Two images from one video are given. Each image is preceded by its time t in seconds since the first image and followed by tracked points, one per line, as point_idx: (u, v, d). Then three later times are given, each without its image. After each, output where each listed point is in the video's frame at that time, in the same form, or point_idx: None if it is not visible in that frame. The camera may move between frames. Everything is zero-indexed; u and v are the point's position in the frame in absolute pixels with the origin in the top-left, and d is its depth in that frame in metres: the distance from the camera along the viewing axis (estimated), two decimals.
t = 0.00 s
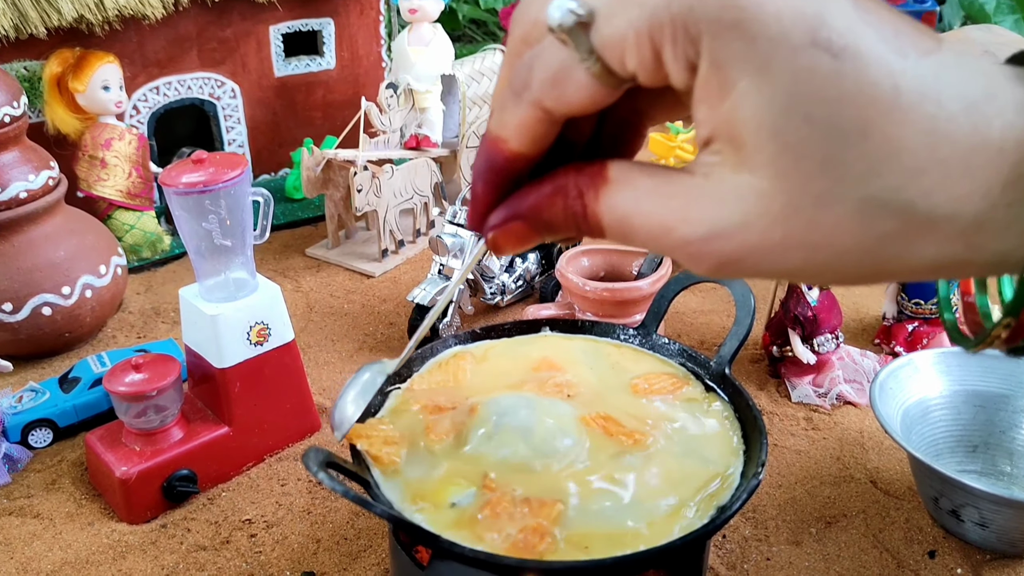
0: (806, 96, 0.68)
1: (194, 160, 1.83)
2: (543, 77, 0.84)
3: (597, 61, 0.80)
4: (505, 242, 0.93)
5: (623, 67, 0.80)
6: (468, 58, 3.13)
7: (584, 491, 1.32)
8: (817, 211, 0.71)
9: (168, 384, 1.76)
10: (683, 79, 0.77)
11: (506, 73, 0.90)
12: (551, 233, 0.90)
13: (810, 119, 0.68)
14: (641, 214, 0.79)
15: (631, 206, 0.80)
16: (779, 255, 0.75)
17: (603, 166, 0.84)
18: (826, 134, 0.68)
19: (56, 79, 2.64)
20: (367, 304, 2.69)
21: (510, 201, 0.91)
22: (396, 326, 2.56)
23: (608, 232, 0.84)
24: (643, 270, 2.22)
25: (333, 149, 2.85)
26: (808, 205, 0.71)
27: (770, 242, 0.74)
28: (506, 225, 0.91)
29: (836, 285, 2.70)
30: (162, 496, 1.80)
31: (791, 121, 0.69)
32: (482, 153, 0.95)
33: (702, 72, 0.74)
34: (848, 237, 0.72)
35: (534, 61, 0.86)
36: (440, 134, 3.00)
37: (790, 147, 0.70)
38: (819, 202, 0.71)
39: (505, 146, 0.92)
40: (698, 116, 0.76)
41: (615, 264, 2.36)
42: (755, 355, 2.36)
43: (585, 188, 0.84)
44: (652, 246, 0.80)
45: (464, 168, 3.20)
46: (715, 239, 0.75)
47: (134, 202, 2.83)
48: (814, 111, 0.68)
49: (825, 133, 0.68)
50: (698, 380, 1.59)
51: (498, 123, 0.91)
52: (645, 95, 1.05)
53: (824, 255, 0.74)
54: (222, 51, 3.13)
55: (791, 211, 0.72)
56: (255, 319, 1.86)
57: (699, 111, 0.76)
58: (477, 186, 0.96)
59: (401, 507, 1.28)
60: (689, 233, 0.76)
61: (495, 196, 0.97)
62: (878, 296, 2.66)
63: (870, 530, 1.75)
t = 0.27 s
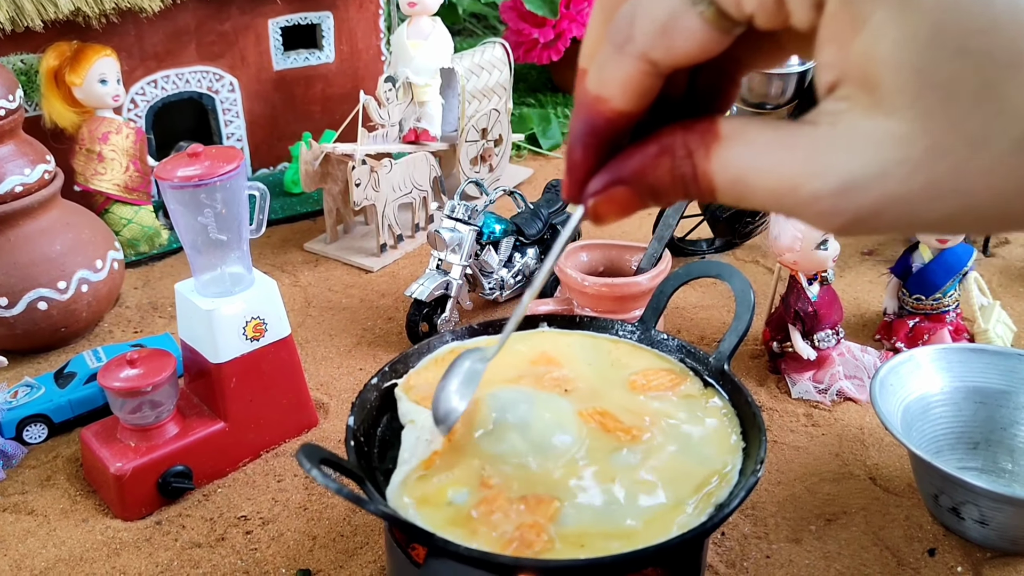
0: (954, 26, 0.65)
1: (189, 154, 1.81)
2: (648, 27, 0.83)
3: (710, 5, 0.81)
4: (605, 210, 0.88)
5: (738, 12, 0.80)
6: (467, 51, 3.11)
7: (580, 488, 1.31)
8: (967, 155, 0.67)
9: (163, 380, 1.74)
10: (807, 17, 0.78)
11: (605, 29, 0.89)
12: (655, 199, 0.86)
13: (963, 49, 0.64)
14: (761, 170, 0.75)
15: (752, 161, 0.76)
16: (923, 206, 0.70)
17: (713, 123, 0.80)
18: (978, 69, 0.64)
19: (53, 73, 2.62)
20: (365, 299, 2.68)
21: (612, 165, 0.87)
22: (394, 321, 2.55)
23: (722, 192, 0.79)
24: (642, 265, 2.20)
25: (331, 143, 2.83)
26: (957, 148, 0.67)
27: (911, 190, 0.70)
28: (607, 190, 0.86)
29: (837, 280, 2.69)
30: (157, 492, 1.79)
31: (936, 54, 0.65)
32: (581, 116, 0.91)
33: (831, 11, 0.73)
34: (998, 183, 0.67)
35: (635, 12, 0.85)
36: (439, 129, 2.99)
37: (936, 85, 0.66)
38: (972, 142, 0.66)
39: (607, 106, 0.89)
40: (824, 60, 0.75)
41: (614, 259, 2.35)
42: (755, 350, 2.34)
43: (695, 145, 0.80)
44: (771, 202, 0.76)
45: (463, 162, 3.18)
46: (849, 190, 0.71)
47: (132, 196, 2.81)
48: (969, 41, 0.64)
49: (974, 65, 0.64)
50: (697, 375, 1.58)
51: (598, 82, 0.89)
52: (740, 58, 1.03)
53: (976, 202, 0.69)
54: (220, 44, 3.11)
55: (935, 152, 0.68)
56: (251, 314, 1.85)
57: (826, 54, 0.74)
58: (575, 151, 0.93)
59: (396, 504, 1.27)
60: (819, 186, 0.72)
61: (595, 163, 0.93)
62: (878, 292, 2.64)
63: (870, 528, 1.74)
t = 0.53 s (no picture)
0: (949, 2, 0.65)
1: (188, 158, 1.81)
2: None
3: None
4: (602, 185, 0.91)
5: None
6: (467, 53, 3.11)
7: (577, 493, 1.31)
8: (964, 128, 0.67)
9: (162, 383, 1.75)
10: None
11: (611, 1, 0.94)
12: (652, 176, 0.89)
13: (958, 22, 0.65)
14: (758, 149, 0.77)
15: (747, 139, 0.78)
16: (915, 181, 0.71)
17: (712, 102, 0.83)
18: (973, 44, 0.65)
19: (53, 75, 2.63)
20: (364, 302, 2.68)
21: (611, 139, 0.91)
22: (393, 324, 2.55)
23: (715, 169, 0.82)
24: (641, 269, 2.20)
25: (331, 146, 2.83)
26: (953, 122, 0.67)
27: (903, 168, 0.71)
28: (606, 162, 0.90)
29: (836, 283, 2.69)
30: (156, 496, 1.79)
31: (933, 30, 0.66)
32: (582, 88, 0.96)
33: None
34: (988, 158, 0.68)
35: None
36: (439, 131, 2.99)
37: (932, 59, 0.67)
38: (971, 116, 0.67)
39: (608, 76, 0.94)
40: (822, 35, 0.76)
41: (613, 263, 2.35)
42: (754, 354, 2.35)
43: (693, 122, 0.83)
44: (766, 180, 0.78)
45: (463, 164, 3.18)
46: (840, 166, 0.73)
47: (132, 198, 2.81)
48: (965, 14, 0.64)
49: (969, 40, 0.65)
50: (694, 381, 1.58)
51: (602, 52, 0.94)
52: (747, 30, 1.09)
53: (968, 176, 0.69)
54: (220, 45, 3.11)
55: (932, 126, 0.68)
56: (250, 318, 1.85)
57: (824, 29, 0.75)
58: (576, 124, 0.98)
59: (394, 510, 1.27)
60: (814, 161, 0.74)
61: (594, 135, 0.98)
62: (877, 295, 2.65)
63: (867, 533, 1.74)
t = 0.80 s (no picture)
0: (850, 54, 0.66)
1: (190, 160, 1.82)
2: (576, 28, 0.86)
3: (636, 11, 0.83)
4: (522, 204, 0.92)
5: (664, 21, 0.82)
6: (468, 53, 3.11)
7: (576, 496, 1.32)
8: (856, 177, 0.69)
9: (165, 384, 1.75)
10: (725, 35, 0.78)
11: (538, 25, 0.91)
12: (570, 197, 0.90)
13: (856, 75, 0.66)
14: (669, 179, 0.79)
15: (658, 169, 0.80)
16: (809, 222, 0.73)
17: (630, 131, 0.84)
18: (871, 96, 0.66)
19: (56, 75, 2.63)
20: (366, 302, 2.68)
21: (531, 161, 0.91)
22: (396, 325, 2.56)
23: (629, 196, 0.84)
24: (643, 270, 2.20)
25: (333, 146, 2.84)
26: (847, 170, 0.69)
27: (799, 208, 0.72)
28: (525, 183, 0.91)
29: (837, 284, 2.70)
30: (159, 496, 1.79)
31: (834, 79, 0.67)
32: (506, 110, 0.96)
33: (744, 31, 0.74)
34: (880, 204, 0.69)
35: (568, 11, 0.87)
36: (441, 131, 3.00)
37: (830, 108, 0.68)
38: (862, 165, 0.68)
39: (531, 100, 0.93)
40: (737, 77, 0.76)
41: (615, 264, 2.35)
42: (755, 355, 2.35)
43: (610, 149, 0.84)
44: (674, 211, 0.80)
45: (464, 164, 3.18)
46: (743, 202, 0.75)
47: (134, 198, 2.82)
48: (861, 68, 0.65)
49: (867, 92, 0.66)
50: (696, 383, 1.59)
51: (526, 75, 0.92)
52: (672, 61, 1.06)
53: (855, 219, 0.71)
54: (222, 45, 3.11)
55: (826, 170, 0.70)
56: (252, 319, 1.86)
57: (737, 72, 0.75)
58: (496, 144, 0.97)
59: (395, 512, 1.28)
60: (717, 196, 0.76)
61: (514, 155, 0.97)
62: (879, 296, 2.65)
63: (868, 534, 1.74)
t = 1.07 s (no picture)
0: (844, 87, 0.67)
1: (192, 159, 1.82)
2: (577, 74, 0.86)
3: (633, 58, 0.82)
4: (537, 240, 0.96)
5: (662, 65, 0.81)
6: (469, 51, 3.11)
7: (576, 495, 1.32)
8: (859, 203, 0.71)
9: (166, 383, 1.76)
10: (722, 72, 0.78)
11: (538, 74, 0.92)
12: (584, 229, 0.93)
13: (850, 108, 0.68)
14: (677, 209, 0.81)
15: (667, 200, 0.82)
16: (814, 246, 0.74)
17: (636, 162, 0.87)
18: (867, 126, 0.68)
19: (58, 73, 2.63)
20: (367, 300, 2.69)
21: (543, 199, 0.94)
22: (396, 323, 2.56)
23: (641, 227, 0.85)
24: (643, 269, 2.20)
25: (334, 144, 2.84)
26: (847, 197, 0.71)
27: (805, 234, 0.74)
28: (539, 221, 0.94)
29: (838, 283, 2.70)
30: (160, 494, 1.80)
31: (829, 112, 0.68)
32: (512, 155, 0.97)
33: (741, 68, 0.74)
34: (884, 228, 0.71)
35: (568, 60, 0.88)
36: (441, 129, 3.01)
37: (827, 140, 0.69)
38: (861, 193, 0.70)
39: (538, 146, 0.94)
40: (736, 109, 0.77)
41: (615, 263, 2.36)
42: (755, 353, 2.36)
43: (619, 181, 0.87)
44: (684, 239, 0.81)
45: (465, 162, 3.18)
46: (750, 232, 0.76)
47: (135, 196, 2.83)
48: (855, 98, 0.67)
49: (864, 124, 0.68)
50: (695, 381, 1.59)
51: (531, 124, 0.93)
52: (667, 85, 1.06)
53: (860, 242, 0.73)
54: (224, 43, 3.11)
55: (828, 199, 0.71)
56: (253, 317, 1.86)
57: (737, 106, 0.76)
58: (508, 184, 0.99)
59: (396, 510, 1.28)
60: (724, 226, 0.77)
61: (526, 196, 0.99)
62: (878, 295, 2.65)
63: (867, 533, 1.75)
